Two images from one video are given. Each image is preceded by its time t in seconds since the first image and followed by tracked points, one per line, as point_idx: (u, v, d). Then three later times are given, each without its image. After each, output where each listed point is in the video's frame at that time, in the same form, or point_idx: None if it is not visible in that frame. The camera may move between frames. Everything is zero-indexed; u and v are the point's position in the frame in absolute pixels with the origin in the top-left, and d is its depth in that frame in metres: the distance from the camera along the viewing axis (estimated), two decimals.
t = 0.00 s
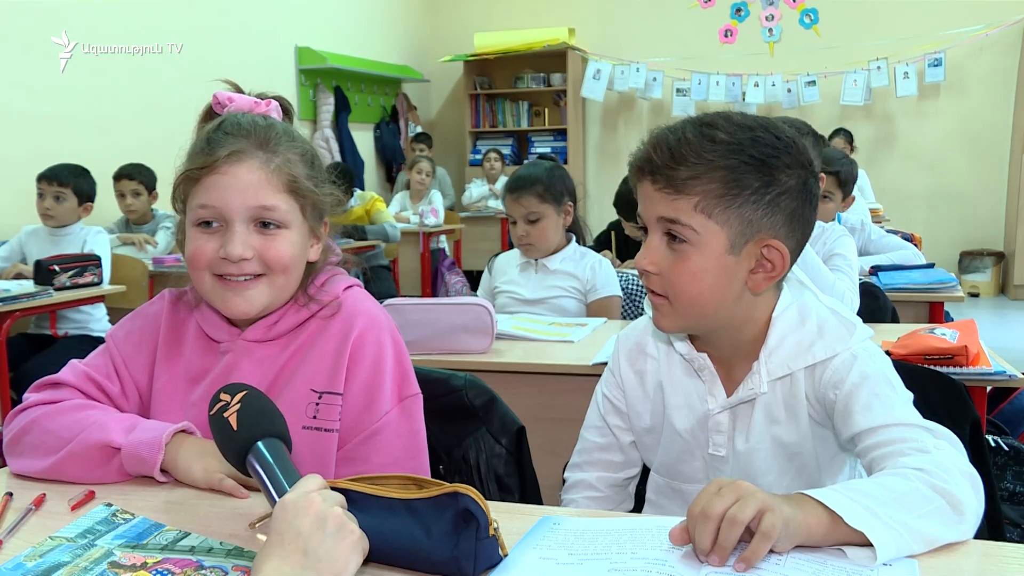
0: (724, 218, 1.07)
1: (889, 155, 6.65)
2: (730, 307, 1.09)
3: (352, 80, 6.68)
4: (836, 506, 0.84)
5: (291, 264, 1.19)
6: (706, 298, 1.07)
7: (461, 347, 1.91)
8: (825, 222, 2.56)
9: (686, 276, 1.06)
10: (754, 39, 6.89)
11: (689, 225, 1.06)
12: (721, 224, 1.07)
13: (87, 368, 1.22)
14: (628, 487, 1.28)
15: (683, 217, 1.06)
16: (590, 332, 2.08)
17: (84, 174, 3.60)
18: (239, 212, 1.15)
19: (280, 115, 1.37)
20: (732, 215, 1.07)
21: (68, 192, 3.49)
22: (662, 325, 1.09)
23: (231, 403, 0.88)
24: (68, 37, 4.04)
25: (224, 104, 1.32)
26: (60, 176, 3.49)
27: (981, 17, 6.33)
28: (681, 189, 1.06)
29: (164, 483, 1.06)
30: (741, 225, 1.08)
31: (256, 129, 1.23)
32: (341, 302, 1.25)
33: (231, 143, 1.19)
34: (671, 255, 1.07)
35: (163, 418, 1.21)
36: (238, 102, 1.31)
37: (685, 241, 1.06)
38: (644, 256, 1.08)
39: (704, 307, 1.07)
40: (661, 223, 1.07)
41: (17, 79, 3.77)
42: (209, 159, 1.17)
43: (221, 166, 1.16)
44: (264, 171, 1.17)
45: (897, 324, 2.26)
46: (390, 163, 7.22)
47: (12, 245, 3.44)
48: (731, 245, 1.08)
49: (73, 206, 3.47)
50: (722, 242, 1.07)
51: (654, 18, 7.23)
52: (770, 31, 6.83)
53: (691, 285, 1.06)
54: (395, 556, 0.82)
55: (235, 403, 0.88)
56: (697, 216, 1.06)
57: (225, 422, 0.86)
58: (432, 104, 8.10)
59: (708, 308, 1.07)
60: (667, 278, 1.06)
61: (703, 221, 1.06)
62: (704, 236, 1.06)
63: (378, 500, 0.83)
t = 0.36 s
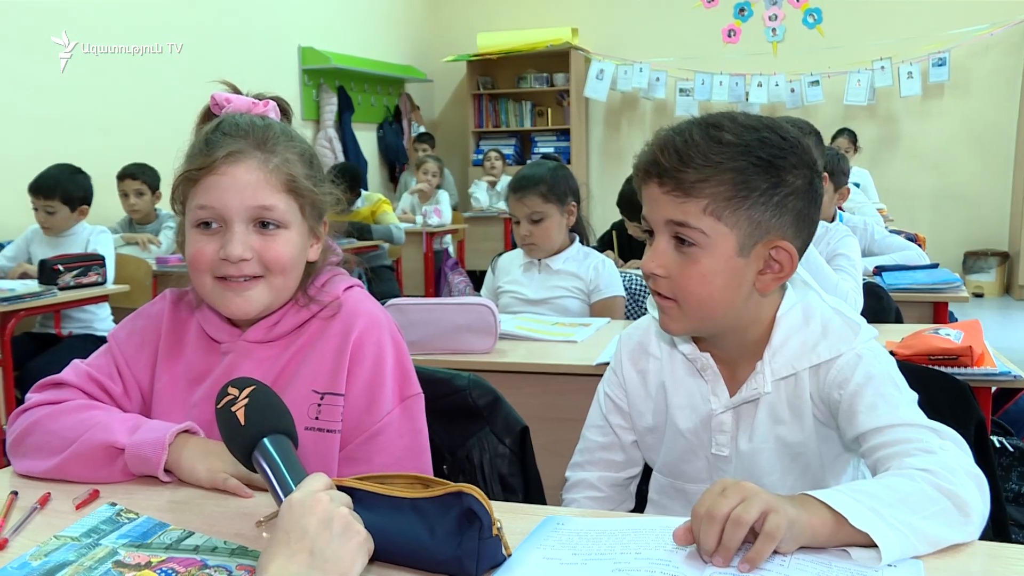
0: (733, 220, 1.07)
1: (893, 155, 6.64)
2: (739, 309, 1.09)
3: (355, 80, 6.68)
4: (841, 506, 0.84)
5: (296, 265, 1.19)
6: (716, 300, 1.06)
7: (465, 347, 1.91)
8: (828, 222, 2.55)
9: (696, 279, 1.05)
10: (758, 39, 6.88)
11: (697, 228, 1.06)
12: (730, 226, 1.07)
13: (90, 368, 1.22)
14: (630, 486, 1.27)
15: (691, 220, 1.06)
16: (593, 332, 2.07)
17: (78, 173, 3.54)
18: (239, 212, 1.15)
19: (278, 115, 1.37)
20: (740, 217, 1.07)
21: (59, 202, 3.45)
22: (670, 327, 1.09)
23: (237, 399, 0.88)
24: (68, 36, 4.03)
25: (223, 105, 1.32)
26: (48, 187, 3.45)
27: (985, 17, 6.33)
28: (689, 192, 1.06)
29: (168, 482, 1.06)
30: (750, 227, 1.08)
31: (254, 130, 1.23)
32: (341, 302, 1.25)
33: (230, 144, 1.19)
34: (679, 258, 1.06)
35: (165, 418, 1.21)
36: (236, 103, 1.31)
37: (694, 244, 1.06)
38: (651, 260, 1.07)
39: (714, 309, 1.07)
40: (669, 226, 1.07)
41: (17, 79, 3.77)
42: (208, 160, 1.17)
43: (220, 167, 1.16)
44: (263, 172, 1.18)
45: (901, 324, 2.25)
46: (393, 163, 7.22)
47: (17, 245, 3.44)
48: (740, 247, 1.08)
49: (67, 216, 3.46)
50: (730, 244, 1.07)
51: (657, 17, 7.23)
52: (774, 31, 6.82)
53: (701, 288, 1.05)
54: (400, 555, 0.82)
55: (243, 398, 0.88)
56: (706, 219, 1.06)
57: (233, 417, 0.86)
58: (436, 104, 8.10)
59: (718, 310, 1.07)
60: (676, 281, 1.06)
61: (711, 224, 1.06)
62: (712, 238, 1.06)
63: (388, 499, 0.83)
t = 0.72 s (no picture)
0: (748, 224, 1.07)
1: (906, 158, 6.61)
2: (754, 313, 1.09)
3: (367, 83, 6.70)
4: (854, 511, 0.84)
5: (307, 268, 1.19)
6: (732, 305, 1.06)
7: (477, 350, 1.91)
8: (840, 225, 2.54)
9: (712, 284, 1.05)
10: (770, 41, 6.87)
11: (712, 234, 1.06)
12: (746, 231, 1.07)
13: (103, 369, 1.23)
14: (642, 490, 1.27)
15: (705, 226, 1.06)
16: (606, 336, 2.07)
17: (78, 176, 3.50)
18: (249, 215, 1.15)
19: (288, 118, 1.38)
20: (755, 221, 1.07)
21: (63, 209, 3.44)
22: (685, 333, 1.09)
23: (250, 401, 0.89)
24: (68, 36, 3.98)
25: (232, 109, 1.33)
26: (52, 194, 3.43)
27: (1000, 18, 6.30)
28: (704, 198, 1.06)
29: (181, 484, 1.07)
30: (765, 230, 1.08)
31: (264, 133, 1.23)
32: (352, 304, 1.25)
33: (239, 146, 1.19)
34: (695, 263, 1.06)
35: (176, 419, 1.21)
36: (245, 107, 1.32)
37: (709, 249, 1.06)
38: (666, 266, 1.07)
39: (730, 314, 1.07)
40: (683, 233, 1.06)
41: (21, 81, 3.75)
42: (219, 163, 1.18)
43: (230, 169, 1.17)
44: (273, 174, 1.18)
45: (915, 329, 2.24)
46: (405, 166, 7.22)
47: (26, 250, 3.48)
48: (755, 251, 1.07)
49: (72, 221, 3.46)
50: (746, 248, 1.07)
51: (669, 20, 7.22)
52: (786, 34, 6.80)
53: (718, 293, 1.05)
54: (412, 553, 0.83)
55: (255, 401, 0.89)
56: (721, 224, 1.06)
57: (245, 420, 0.86)
58: (447, 107, 8.11)
59: (734, 315, 1.07)
60: (692, 287, 1.05)
61: (726, 229, 1.06)
62: (727, 243, 1.06)
63: (410, 496, 0.84)
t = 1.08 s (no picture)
0: (758, 227, 1.06)
1: (919, 159, 6.58)
2: (764, 315, 1.09)
3: (377, 85, 6.71)
4: (867, 515, 0.83)
5: (313, 271, 1.19)
6: (741, 307, 1.06)
7: (488, 352, 1.91)
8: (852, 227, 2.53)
9: (722, 286, 1.05)
10: (782, 43, 6.86)
11: (722, 236, 1.05)
12: (756, 233, 1.06)
13: (113, 371, 1.23)
14: (653, 493, 1.27)
15: (715, 229, 1.06)
16: (617, 338, 2.07)
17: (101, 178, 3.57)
18: (258, 216, 1.15)
19: (302, 123, 1.38)
20: (765, 224, 1.07)
21: (85, 204, 3.48)
22: (695, 335, 1.09)
23: (260, 403, 0.90)
24: (68, 36, 3.93)
25: (247, 113, 1.33)
26: (76, 189, 3.48)
27: (1014, 19, 6.26)
28: (714, 201, 1.05)
29: (188, 488, 1.07)
30: (775, 233, 1.08)
31: (275, 135, 1.24)
32: (361, 305, 1.25)
33: (250, 149, 1.20)
34: (704, 265, 1.06)
35: (185, 420, 1.21)
36: (260, 111, 1.32)
37: (719, 251, 1.06)
38: (676, 268, 1.07)
39: (740, 316, 1.07)
40: (693, 235, 1.06)
41: (27, 82, 3.74)
42: (229, 165, 1.18)
43: (240, 171, 1.17)
44: (282, 176, 1.18)
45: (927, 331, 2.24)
46: (416, 168, 7.23)
47: (39, 250, 3.49)
48: (766, 254, 1.07)
49: (93, 216, 3.50)
50: (756, 251, 1.06)
51: (681, 22, 7.21)
52: (798, 35, 6.79)
53: (727, 296, 1.05)
54: (423, 554, 0.83)
55: (264, 402, 0.89)
56: (730, 227, 1.05)
57: (255, 421, 0.87)
58: (458, 108, 8.11)
59: (744, 317, 1.07)
60: (702, 289, 1.05)
61: (736, 231, 1.06)
62: (738, 246, 1.05)
63: (420, 498, 0.84)
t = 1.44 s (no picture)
0: (769, 228, 1.06)
1: (936, 159, 6.55)
2: (775, 316, 1.08)
3: (389, 86, 6.72)
4: (884, 518, 0.82)
5: (323, 271, 1.19)
6: (751, 307, 1.05)
7: (501, 354, 1.90)
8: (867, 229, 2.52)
9: (732, 287, 1.04)
10: (796, 43, 6.84)
11: (733, 237, 1.05)
12: (767, 234, 1.06)
13: (124, 371, 1.23)
14: (667, 495, 1.26)
15: (726, 229, 1.05)
16: (630, 340, 2.06)
17: (123, 180, 3.60)
18: (270, 215, 1.15)
19: (319, 125, 1.38)
20: (777, 225, 1.06)
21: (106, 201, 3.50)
22: (705, 336, 1.09)
23: (274, 404, 0.90)
24: (68, 36, 3.88)
25: (266, 114, 1.34)
26: (99, 185, 3.50)
27: None
28: (725, 201, 1.05)
29: (195, 489, 1.07)
30: (787, 234, 1.07)
31: (291, 136, 1.24)
32: (375, 306, 1.25)
33: (265, 149, 1.20)
34: (714, 266, 1.05)
35: (197, 420, 1.21)
36: (279, 112, 1.32)
37: (729, 252, 1.05)
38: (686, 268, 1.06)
39: (751, 317, 1.06)
40: (704, 235, 1.06)
41: (36, 83, 3.74)
42: (244, 163, 1.19)
43: (255, 169, 1.17)
44: (296, 176, 1.18)
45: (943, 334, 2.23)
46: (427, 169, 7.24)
47: (55, 249, 3.50)
48: (777, 255, 1.06)
49: (112, 215, 3.51)
50: (768, 252, 1.06)
51: (695, 23, 7.20)
52: (813, 35, 6.74)
53: (738, 296, 1.04)
54: (436, 556, 0.82)
55: (279, 403, 0.89)
56: (742, 227, 1.05)
57: (269, 422, 0.87)
58: (470, 109, 8.12)
59: (755, 317, 1.06)
60: (712, 289, 1.05)
61: (747, 232, 1.05)
62: (750, 247, 1.05)
63: (434, 500, 0.84)
